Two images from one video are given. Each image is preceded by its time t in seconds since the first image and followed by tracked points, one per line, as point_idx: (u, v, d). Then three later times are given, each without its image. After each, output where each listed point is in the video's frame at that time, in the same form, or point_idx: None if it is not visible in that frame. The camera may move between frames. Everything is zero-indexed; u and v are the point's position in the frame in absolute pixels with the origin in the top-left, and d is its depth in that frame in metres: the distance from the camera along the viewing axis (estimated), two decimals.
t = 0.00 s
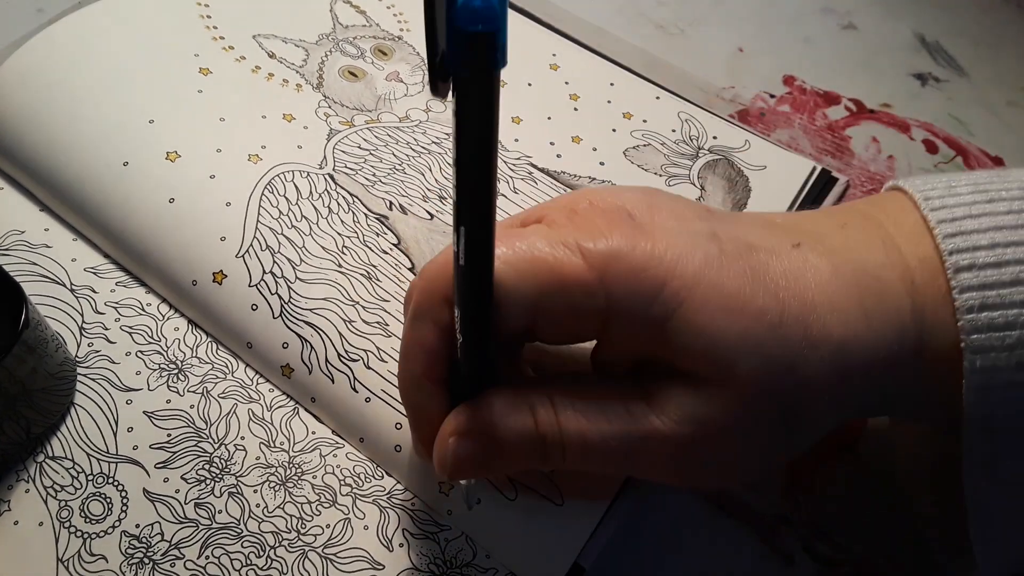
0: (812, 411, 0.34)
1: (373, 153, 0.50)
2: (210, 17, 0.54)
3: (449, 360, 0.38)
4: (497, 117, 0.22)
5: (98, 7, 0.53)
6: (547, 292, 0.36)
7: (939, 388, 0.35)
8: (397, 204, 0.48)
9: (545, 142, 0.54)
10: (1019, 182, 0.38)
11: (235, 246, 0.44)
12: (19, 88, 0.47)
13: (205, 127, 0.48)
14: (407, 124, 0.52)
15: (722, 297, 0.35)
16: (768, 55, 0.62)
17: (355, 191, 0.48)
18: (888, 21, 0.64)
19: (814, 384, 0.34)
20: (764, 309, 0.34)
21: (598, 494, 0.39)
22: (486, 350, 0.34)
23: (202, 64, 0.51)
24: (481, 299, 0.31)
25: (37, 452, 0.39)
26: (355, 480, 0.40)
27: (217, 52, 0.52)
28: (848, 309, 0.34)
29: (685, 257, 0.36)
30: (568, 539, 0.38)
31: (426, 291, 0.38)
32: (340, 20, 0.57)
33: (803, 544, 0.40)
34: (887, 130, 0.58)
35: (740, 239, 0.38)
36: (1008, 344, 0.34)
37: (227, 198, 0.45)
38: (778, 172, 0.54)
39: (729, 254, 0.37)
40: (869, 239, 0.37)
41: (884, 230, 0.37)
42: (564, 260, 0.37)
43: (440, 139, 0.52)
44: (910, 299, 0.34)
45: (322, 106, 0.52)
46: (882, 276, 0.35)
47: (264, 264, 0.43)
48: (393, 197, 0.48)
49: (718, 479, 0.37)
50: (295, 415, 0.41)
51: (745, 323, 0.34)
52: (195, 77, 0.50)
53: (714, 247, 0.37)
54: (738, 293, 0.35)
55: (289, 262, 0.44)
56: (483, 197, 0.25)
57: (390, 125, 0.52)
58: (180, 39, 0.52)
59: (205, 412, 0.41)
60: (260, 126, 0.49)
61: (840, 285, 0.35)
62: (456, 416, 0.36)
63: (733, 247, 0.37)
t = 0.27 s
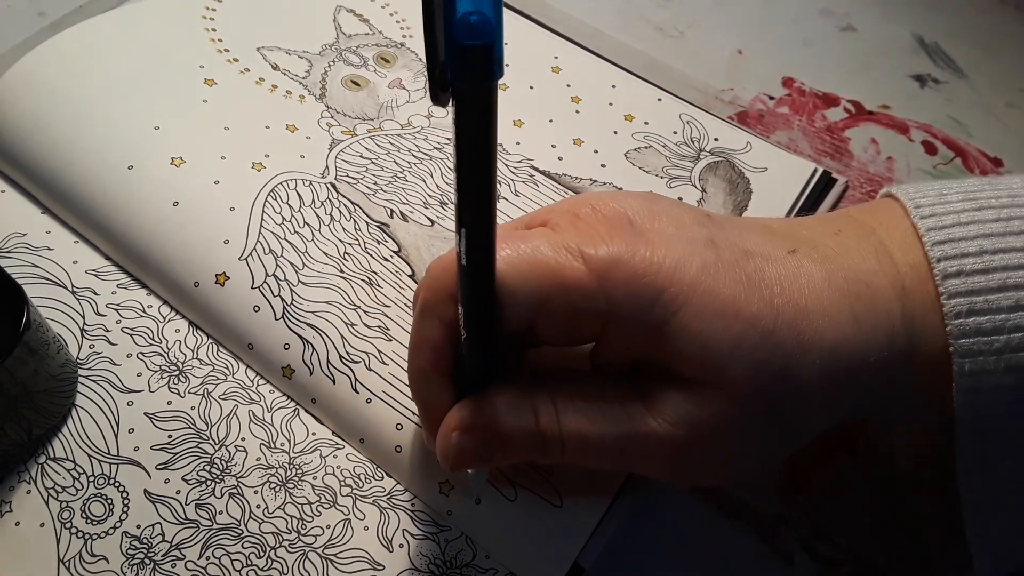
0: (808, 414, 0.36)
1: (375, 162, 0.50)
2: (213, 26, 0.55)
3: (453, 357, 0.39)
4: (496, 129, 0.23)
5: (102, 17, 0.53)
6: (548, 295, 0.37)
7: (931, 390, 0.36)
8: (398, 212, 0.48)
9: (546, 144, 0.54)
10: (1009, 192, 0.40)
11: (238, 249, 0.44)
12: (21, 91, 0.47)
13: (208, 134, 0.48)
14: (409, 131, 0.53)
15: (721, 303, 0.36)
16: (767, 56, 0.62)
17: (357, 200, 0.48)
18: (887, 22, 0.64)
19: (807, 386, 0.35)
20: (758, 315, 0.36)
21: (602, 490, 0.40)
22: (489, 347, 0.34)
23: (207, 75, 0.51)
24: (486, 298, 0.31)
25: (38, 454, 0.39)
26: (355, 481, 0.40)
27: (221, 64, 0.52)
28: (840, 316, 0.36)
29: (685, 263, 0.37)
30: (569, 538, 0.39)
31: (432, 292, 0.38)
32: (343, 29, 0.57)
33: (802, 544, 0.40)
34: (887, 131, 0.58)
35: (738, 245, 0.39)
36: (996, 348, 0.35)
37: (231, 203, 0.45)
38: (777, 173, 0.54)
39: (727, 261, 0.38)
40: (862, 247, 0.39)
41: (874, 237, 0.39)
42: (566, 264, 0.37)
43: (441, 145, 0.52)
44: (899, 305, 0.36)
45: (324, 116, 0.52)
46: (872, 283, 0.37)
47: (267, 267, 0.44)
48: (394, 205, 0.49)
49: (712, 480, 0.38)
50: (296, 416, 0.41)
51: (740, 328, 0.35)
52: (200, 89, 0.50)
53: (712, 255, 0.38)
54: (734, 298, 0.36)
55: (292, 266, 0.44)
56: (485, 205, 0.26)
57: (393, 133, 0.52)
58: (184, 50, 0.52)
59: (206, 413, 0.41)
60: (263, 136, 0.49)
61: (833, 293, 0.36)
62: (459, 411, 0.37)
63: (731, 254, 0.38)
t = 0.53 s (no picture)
0: (808, 419, 0.36)
1: (373, 164, 0.50)
2: (211, 28, 0.55)
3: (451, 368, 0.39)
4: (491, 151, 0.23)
5: (99, 19, 0.53)
6: (544, 308, 0.37)
7: (929, 392, 0.36)
8: (396, 213, 0.48)
9: (544, 145, 0.54)
10: (1005, 195, 0.40)
11: (235, 252, 0.44)
12: (19, 94, 0.47)
13: (205, 136, 0.48)
14: (406, 132, 0.52)
15: (715, 314, 0.36)
16: (766, 56, 0.62)
17: (354, 201, 0.48)
18: (886, 21, 0.64)
19: (806, 393, 0.35)
20: (754, 325, 0.36)
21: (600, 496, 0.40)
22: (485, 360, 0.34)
23: (204, 77, 0.51)
24: (482, 312, 0.31)
25: (36, 457, 0.39)
26: (353, 483, 0.40)
27: (219, 66, 0.52)
28: (837, 324, 0.36)
29: (681, 272, 0.37)
30: (567, 541, 0.38)
31: (428, 304, 0.38)
32: (341, 30, 0.57)
33: (802, 544, 0.40)
34: (886, 130, 0.58)
35: (734, 253, 0.39)
36: (993, 353, 0.35)
37: (228, 205, 0.45)
38: (776, 173, 0.54)
39: (723, 270, 0.38)
40: (858, 253, 0.38)
41: (869, 240, 0.39)
42: (561, 276, 0.37)
43: (439, 146, 0.52)
44: (897, 312, 0.36)
45: (322, 118, 0.52)
46: (870, 291, 0.36)
47: (264, 269, 0.44)
48: (392, 207, 0.48)
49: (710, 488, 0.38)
50: (293, 419, 0.41)
51: (737, 337, 0.35)
52: (197, 91, 0.50)
53: (708, 263, 0.38)
54: (730, 307, 0.36)
55: (290, 268, 0.44)
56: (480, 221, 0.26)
57: (391, 135, 0.52)
58: (182, 52, 0.52)
59: (204, 416, 0.41)
60: (261, 138, 0.49)
61: (830, 301, 0.36)
62: (455, 425, 0.37)
63: (727, 262, 0.38)
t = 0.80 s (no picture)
0: (809, 420, 0.36)
1: (373, 164, 0.50)
2: (210, 28, 0.54)
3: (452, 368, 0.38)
4: (496, 150, 0.24)
5: (99, 20, 0.53)
6: (546, 309, 0.36)
7: (930, 392, 0.36)
8: (396, 213, 0.48)
9: (544, 146, 0.54)
10: (1005, 196, 0.40)
11: (235, 252, 0.44)
12: (18, 95, 0.47)
13: (204, 137, 0.48)
14: (406, 133, 0.52)
15: (718, 313, 0.36)
16: (766, 56, 0.62)
17: (353, 201, 0.48)
18: (887, 21, 0.64)
19: (807, 394, 0.35)
20: (755, 326, 0.36)
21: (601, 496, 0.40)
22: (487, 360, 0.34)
23: (204, 78, 0.51)
24: (484, 311, 0.31)
25: (35, 458, 0.39)
26: (353, 484, 0.40)
27: (218, 66, 0.52)
28: (839, 324, 0.36)
29: (682, 273, 0.37)
30: (567, 542, 0.38)
31: (429, 303, 0.38)
32: (340, 31, 0.57)
33: (802, 544, 0.40)
34: (887, 130, 0.58)
35: (735, 253, 0.39)
36: (993, 354, 0.35)
37: (228, 205, 0.45)
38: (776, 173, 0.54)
39: (725, 270, 0.38)
40: (860, 254, 0.38)
41: (870, 240, 0.39)
42: (562, 277, 0.37)
43: (438, 146, 0.52)
44: (898, 313, 0.36)
45: (322, 119, 0.52)
46: (872, 292, 0.36)
47: (263, 270, 0.44)
48: (391, 207, 0.48)
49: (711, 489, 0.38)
50: (293, 420, 0.41)
51: (738, 338, 0.35)
52: (196, 91, 0.50)
53: (710, 264, 0.38)
54: (731, 308, 0.36)
55: (289, 269, 0.44)
56: (483, 218, 0.26)
57: (390, 135, 0.52)
58: (181, 52, 0.52)
59: (203, 417, 0.41)
60: (260, 139, 0.49)
61: (832, 301, 0.36)
62: (458, 425, 0.37)
63: (729, 263, 0.38)
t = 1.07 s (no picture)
0: (798, 402, 0.36)
1: (373, 164, 0.50)
2: (211, 30, 0.55)
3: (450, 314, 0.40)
4: (517, 70, 0.25)
5: (99, 21, 0.53)
6: (545, 250, 0.38)
7: (921, 382, 0.37)
8: (396, 214, 0.48)
9: (544, 147, 0.54)
10: (993, 193, 0.40)
11: (236, 253, 0.44)
12: (19, 97, 0.47)
13: (205, 138, 0.48)
14: (406, 134, 0.53)
15: (713, 267, 0.36)
16: (766, 57, 0.62)
17: (354, 202, 0.48)
18: (886, 23, 0.64)
19: (799, 378, 0.36)
20: (746, 284, 0.36)
21: (592, 478, 0.40)
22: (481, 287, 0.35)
23: (204, 79, 0.51)
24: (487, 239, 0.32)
25: (36, 459, 0.39)
26: (353, 484, 0.40)
27: (218, 67, 0.52)
28: (828, 297, 0.36)
29: (681, 229, 0.38)
30: (566, 542, 0.39)
31: (434, 241, 0.40)
32: (340, 32, 0.57)
33: (801, 545, 0.40)
34: (886, 131, 0.58)
35: (733, 223, 0.39)
36: (981, 341, 0.36)
37: (228, 207, 0.45)
38: (775, 174, 0.54)
39: (722, 233, 0.38)
40: (850, 239, 0.39)
41: (865, 235, 0.39)
42: (564, 223, 0.38)
43: (438, 147, 0.52)
44: (889, 301, 0.37)
45: (322, 120, 0.52)
46: (862, 273, 0.37)
47: (264, 271, 0.44)
48: (391, 208, 0.49)
49: (694, 461, 0.38)
50: (294, 420, 0.41)
51: (729, 294, 0.35)
52: (197, 92, 0.51)
53: (708, 226, 0.39)
54: (724, 267, 0.36)
55: (290, 270, 0.44)
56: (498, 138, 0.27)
57: (390, 136, 0.52)
58: (181, 53, 0.53)
59: (204, 418, 0.41)
60: (261, 139, 0.49)
61: (821, 274, 0.37)
62: (451, 354, 0.37)
63: (726, 228, 0.39)
